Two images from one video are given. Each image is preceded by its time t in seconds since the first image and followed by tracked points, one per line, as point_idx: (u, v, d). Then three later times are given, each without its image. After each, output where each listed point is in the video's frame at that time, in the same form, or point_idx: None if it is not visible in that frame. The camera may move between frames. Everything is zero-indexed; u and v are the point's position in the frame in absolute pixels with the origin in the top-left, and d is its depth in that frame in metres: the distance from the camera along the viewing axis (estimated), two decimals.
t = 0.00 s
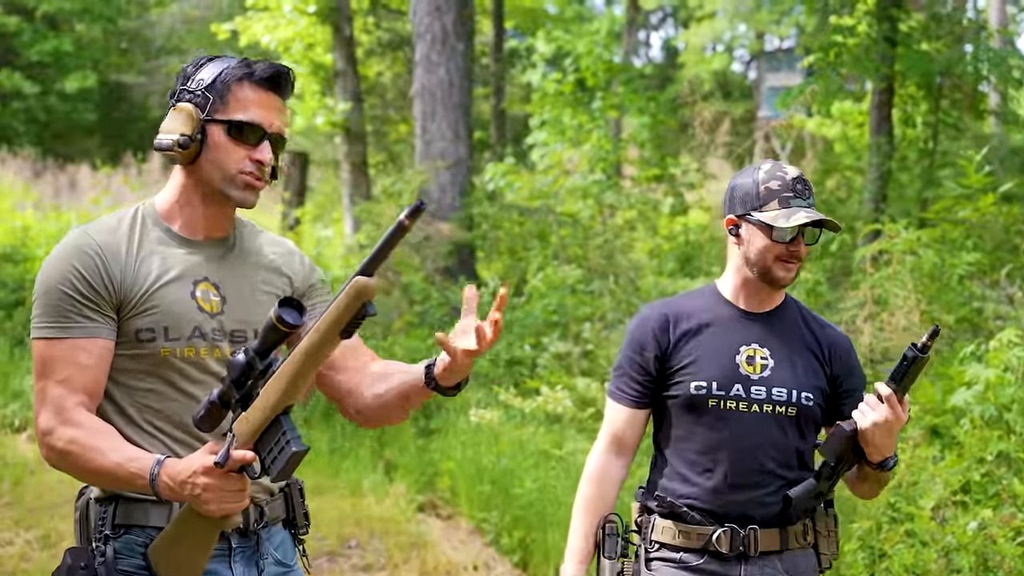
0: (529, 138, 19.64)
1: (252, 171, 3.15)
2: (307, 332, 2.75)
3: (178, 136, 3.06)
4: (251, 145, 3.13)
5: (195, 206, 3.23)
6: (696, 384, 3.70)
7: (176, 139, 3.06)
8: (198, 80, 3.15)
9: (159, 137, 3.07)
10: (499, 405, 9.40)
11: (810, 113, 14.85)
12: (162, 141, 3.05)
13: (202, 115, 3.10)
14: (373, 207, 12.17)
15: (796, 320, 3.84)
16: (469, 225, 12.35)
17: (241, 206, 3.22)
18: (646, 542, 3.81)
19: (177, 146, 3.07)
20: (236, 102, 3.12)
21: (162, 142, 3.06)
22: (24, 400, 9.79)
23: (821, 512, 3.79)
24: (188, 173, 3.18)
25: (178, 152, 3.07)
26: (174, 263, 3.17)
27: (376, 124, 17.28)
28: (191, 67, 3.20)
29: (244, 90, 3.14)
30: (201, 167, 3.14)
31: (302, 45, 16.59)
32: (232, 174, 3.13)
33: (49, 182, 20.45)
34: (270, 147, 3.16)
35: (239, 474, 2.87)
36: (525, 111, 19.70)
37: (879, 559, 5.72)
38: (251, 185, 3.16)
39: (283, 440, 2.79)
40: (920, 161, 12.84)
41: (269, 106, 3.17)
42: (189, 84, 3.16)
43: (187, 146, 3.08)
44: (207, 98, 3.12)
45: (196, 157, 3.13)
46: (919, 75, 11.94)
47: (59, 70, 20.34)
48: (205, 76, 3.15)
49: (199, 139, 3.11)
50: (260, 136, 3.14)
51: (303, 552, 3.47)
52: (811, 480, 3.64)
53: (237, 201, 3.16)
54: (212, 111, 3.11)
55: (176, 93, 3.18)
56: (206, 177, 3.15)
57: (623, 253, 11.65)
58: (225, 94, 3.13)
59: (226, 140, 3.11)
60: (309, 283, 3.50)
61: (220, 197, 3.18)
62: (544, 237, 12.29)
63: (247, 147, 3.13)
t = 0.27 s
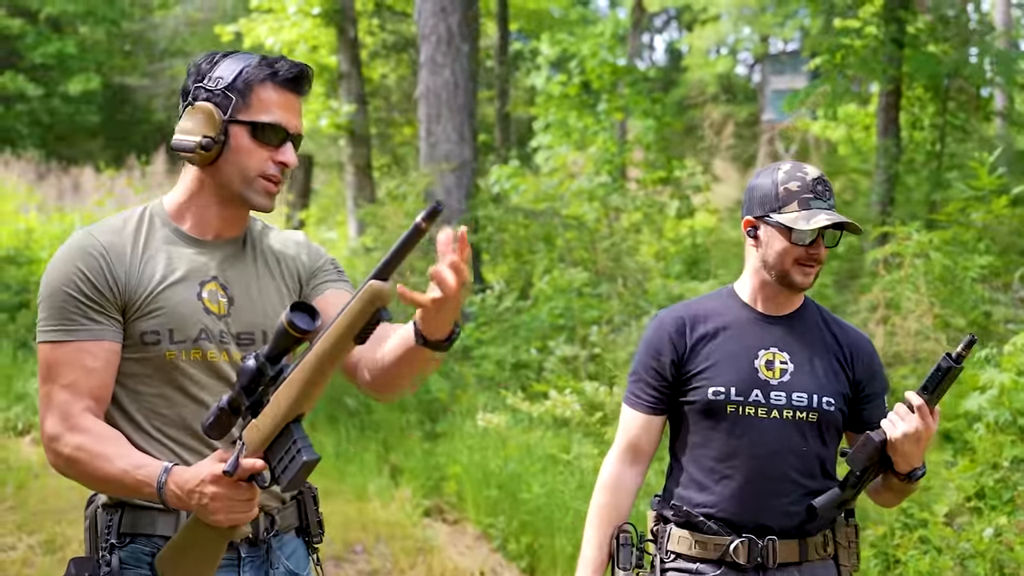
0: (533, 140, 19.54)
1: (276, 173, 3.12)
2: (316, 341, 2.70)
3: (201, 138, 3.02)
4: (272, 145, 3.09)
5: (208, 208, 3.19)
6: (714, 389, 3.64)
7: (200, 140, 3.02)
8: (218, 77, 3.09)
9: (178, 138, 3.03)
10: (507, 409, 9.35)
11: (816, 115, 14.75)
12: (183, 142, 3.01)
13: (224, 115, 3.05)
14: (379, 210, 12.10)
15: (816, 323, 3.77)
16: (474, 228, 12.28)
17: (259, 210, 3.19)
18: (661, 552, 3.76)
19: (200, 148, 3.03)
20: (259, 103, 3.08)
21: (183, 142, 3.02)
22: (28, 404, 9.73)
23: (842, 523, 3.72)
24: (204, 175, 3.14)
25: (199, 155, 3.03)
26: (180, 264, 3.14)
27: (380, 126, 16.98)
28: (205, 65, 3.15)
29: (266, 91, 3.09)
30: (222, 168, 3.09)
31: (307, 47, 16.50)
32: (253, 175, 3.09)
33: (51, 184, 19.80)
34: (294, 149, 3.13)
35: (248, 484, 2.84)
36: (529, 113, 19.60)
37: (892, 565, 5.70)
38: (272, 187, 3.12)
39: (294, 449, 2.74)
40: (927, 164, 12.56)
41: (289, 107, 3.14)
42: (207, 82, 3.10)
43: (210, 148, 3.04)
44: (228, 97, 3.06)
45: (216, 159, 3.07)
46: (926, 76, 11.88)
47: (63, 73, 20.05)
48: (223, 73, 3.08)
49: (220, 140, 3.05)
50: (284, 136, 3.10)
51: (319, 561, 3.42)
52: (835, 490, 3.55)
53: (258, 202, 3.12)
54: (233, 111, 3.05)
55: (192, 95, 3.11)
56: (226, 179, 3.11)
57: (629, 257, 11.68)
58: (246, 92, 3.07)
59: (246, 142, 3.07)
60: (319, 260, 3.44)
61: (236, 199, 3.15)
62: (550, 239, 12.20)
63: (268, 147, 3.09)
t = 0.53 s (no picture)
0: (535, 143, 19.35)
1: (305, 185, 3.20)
2: (336, 358, 2.70)
3: (243, 166, 3.07)
4: (304, 160, 3.15)
5: (227, 220, 3.22)
6: (728, 396, 3.62)
7: (244, 167, 3.07)
8: (246, 95, 3.06)
9: (215, 165, 3.08)
10: (512, 413, 9.30)
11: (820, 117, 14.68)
12: (226, 170, 3.06)
13: (263, 139, 3.07)
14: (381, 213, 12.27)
15: (831, 328, 3.76)
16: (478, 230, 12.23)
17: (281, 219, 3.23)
18: (676, 560, 3.74)
19: (245, 174, 3.08)
20: (292, 123, 3.11)
21: (226, 171, 3.07)
22: (30, 408, 9.70)
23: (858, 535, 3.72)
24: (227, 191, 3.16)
25: (242, 181, 3.08)
26: (194, 274, 3.15)
27: (383, 129, 16.73)
28: (223, 70, 3.10)
29: (296, 108, 3.13)
30: (259, 188, 3.13)
31: (308, 49, 16.46)
32: (289, 193, 3.15)
33: (52, 185, 19.19)
34: (320, 160, 3.20)
35: (261, 499, 2.87)
36: (531, 116, 19.51)
37: (904, 573, 5.66)
38: (303, 203, 3.18)
39: (309, 467, 2.75)
40: (933, 167, 12.36)
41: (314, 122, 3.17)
42: (230, 101, 3.06)
43: (253, 173, 3.09)
44: (262, 118, 3.07)
45: (254, 180, 3.11)
46: (931, 79, 11.87)
47: (64, 74, 20.38)
48: (252, 85, 3.07)
49: (258, 166, 3.09)
50: (311, 151, 3.16)
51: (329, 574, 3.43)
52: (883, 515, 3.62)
53: (291, 216, 3.18)
54: (270, 133, 3.08)
55: (209, 107, 3.07)
56: (261, 198, 3.15)
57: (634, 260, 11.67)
58: (280, 113, 3.09)
59: (284, 161, 3.12)
60: (337, 281, 3.48)
61: (263, 213, 3.19)
62: (553, 242, 12.14)
63: (301, 162, 3.14)
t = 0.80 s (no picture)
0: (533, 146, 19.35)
1: (313, 171, 3.17)
2: (362, 371, 2.66)
3: (249, 144, 3.05)
4: (310, 145, 3.14)
5: (237, 215, 3.20)
6: (732, 401, 3.70)
7: (248, 146, 3.05)
8: (247, 78, 3.09)
9: (221, 146, 3.05)
10: (511, 418, 9.28)
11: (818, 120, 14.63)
12: (231, 150, 3.04)
13: (265, 120, 3.07)
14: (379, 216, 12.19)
15: (829, 331, 3.85)
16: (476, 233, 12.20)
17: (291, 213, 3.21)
18: (681, 568, 3.80)
19: (249, 154, 3.06)
20: (294, 103, 3.11)
21: (231, 150, 3.05)
22: (27, 411, 9.67)
23: (864, 540, 3.74)
24: (236, 180, 3.14)
25: (248, 161, 3.06)
26: (210, 277, 3.13)
27: (381, 132, 16.75)
28: (223, 60, 3.13)
29: (296, 90, 3.13)
30: (263, 174, 3.11)
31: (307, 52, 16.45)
32: (295, 178, 3.13)
33: (50, 188, 19.22)
34: (328, 148, 3.17)
35: (278, 512, 2.86)
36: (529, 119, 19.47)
37: None
38: (311, 188, 3.16)
39: (331, 482, 2.75)
40: (932, 171, 12.30)
41: (317, 104, 3.18)
42: (233, 84, 3.08)
43: (258, 154, 3.07)
44: (264, 99, 3.08)
45: (258, 165, 3.09)
46: (929, 82, 11.93)
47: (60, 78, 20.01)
48: (252, 73, 3.09)
49: (263, 146, 3.08)
50: (318, 135, 3.15)
51: None
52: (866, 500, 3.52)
53: (299, 206, 3.16)
54: (273, 114, 3.08)
55: (211, 95, 3.10)
56: (266, 184, 3.12)
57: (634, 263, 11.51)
58: (280, 92, 3.10)
59: (289, 143, 3.10)
60: (334, 300, 3.51)
61: (275, 207, 3.17)
62: (552, 246, 12.06)
63: (307, 147, 3.13)
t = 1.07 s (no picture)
0: (516, 148, 19.41)
1: (307, 175, 3.18)
2: (372, 394, 2.63)
3: (256, 143, 3.04)
4: (304, 148, 3.15)
5: (231, 215, 3.15)
6: (717, 409, 3.57)
7: (255, 145, 3.04)
8: (248, 79, 3.08)
9: (226, 145, 3.03)
10: (494, 421, 9.28)
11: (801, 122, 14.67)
12: (240, 149, 3.02)
13: (269, 120, 3.07)
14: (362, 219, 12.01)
15: (807, 333, 3.77)
16: (459, 235, 12.17)
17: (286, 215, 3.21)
18: None
19: (255, 153, 3.05)
20: (292, 107, 3.13)
21: (240, 148, 3.03)
22: (6, 414, 9.60)
23: (849, 544, 3.67)
24: (231, 179, 3.09)
25: (252, 161, 3.05)
26: (206, 279, 3.07)
27: (363, 133, 16.76)
28: (221, 61, 3.11)
29: (293, 95, 3.15)
30: (266, 174, 3.10)
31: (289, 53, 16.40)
32: (293, 178, 3.14)
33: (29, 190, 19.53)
34: (321, 153, 3.19)
35: (275, 527, 2.82)
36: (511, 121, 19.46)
37: None
38: (304, 188, 3.18)
39: (333, 501, 2.75)
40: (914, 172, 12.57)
41: (309, 106, 3.20)
42: (235, 85, 3.07)
43: (263, 153, 3.06)
44: (267, 100, 3.08)
45: (261, 166, 3.08)
46: (913, 84, 11.84)
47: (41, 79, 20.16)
48: (254, 75, 3.09)
49: (267, 145, 3.07)
50: (310, 138, 3.16)
51: None
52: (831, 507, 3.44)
53: (294, 206, 3.17)
54: (276, 116, 3.09)
55: (210, 95, 3.06)
56: (268, 184, 3.11)
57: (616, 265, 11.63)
58: (281, 96, 3.11)
59: (288, 146, 3.11)
60: (317, 314, 3.45)
61: (273, 207, 3.16)
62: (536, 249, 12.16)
63: (302, 150, 3.14)
